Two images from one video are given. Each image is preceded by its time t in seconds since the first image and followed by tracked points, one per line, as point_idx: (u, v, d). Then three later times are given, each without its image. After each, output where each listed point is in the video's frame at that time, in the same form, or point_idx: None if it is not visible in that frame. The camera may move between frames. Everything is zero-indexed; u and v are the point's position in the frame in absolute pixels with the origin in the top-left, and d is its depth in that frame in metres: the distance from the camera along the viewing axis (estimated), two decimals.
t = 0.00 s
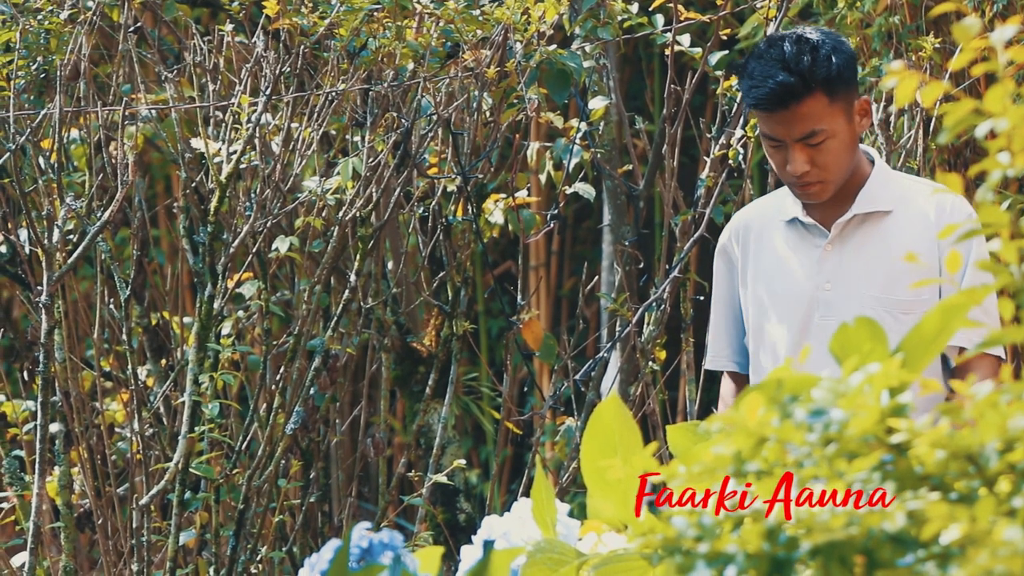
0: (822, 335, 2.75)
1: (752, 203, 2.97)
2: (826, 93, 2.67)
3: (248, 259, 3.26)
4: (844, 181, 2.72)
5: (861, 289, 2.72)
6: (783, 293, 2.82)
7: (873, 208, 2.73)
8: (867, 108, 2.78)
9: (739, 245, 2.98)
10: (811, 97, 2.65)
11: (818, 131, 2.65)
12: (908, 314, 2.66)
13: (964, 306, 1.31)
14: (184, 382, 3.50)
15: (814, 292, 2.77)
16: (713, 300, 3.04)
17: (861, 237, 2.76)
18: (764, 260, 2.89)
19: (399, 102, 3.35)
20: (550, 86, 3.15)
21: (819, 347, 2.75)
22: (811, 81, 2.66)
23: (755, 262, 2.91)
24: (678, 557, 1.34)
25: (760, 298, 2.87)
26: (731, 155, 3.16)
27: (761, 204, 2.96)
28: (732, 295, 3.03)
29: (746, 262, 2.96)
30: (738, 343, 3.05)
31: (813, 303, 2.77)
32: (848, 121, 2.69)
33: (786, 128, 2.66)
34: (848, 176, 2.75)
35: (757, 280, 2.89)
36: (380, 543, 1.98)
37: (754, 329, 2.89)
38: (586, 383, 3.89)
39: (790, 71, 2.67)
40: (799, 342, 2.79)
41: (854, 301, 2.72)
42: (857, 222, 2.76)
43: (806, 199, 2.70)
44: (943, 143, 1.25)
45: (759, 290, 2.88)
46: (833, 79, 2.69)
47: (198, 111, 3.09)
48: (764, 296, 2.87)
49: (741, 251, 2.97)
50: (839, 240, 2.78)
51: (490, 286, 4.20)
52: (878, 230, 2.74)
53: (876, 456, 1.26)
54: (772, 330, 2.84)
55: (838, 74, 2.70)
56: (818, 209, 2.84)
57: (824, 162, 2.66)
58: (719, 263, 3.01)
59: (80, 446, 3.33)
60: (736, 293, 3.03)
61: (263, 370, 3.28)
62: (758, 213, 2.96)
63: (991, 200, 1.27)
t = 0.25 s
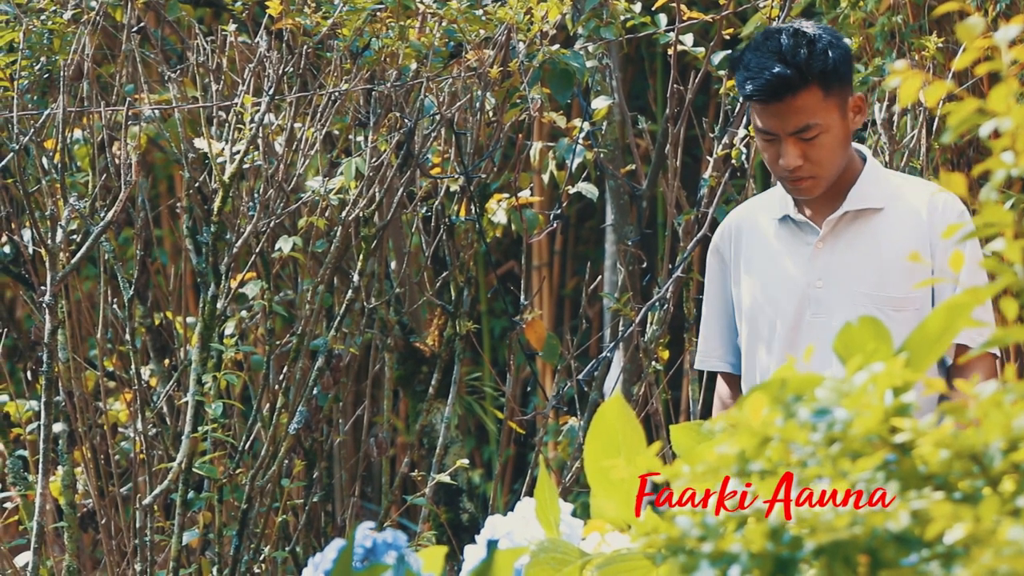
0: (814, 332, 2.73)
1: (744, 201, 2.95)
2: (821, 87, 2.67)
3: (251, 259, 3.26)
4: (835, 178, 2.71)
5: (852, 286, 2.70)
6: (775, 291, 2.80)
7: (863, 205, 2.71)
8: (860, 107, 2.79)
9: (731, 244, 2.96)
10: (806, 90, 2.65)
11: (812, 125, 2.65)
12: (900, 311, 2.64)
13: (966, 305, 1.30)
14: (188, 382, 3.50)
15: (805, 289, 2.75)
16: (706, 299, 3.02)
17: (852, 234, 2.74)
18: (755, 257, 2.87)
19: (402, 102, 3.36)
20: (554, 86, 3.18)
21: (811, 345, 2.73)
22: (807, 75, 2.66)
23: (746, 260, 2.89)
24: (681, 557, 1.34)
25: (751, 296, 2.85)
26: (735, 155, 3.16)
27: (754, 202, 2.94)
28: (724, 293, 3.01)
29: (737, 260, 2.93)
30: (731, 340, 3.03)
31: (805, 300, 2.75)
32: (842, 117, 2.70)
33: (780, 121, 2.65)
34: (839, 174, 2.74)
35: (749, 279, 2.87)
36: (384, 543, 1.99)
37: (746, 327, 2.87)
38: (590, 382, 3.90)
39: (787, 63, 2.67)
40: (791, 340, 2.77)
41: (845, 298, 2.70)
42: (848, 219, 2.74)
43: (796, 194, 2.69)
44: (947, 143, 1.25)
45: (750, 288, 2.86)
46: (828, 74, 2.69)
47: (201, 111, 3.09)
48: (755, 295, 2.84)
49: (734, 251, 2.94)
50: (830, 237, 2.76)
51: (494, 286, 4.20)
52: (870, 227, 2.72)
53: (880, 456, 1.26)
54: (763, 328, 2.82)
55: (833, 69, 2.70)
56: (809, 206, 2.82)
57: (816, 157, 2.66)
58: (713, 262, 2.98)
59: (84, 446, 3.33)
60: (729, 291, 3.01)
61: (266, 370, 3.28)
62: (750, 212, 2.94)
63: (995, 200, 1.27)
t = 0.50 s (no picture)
0: (806, 333, 2.73)
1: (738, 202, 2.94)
2: (814, 83, 2.68)
3: (257, 259, 3.27)
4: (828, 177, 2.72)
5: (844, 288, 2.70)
6: (766, 293, 2.79)
7: (856, 206, 2.71)
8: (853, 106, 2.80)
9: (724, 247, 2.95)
10: (799, 85, 2.67)
11: (804, 121, 2.66)
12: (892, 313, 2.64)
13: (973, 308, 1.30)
14: (193, 382, 3.50)
15: (797, 290, 2.75)
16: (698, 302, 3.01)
17: (845, 235, 2.73)
18: (747, 258, 2.86)
19: (409, 103, 3.36)
20: (560, 87, 3.15)
21: (803, 346, 2.73)
22: (801, 70, 2.68)
23: (739, 261, 2.88)
24: (687, 558, 1.34)
25: (743, 297, 2.84)
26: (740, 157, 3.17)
27: (746, 204, 2.93)
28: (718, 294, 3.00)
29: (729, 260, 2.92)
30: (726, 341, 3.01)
31: (796, 302, 2.74)
32: (835, 115, 2.71)
33: (773, 116, 2.67)
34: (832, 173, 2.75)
35: (741, 281, 2.86)
36: (388, 543, 2.01)
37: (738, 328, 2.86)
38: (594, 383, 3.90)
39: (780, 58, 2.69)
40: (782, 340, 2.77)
41: (837, 299, 2.70)
42: (841, 219, 2.73)
43: (789, 192, 2.70)
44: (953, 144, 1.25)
45: (742, 289, 2.85)
46: (821, 70, 2.71)
47: (208, 111, 3.09)
48: (746, 297, 2.83)
49: (727, 253, 2.93)
50: (823, 238, 2.75)
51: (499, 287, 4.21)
52: (862, 229, 2.72)
53: (886, 458, 1.26)
54: (755, 328, 2.81)
55: (827, 65, 2.72)
56: (801, 206, 2.81)
57: (809, 154, 2.66)
58: (706, 265, 2.97)
59: (89, 445, 3.33)
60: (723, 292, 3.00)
61: (272, 370, 3.29)
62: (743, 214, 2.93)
63: (1002, 202, 1.27)
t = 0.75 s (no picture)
0: (804, 336, 2.71)
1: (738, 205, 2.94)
2: (814, 80, 2.68)
3: (263, 258, 3.27)
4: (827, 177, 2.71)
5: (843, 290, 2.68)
6: (764, 295, 2.78)
7: (855, 208, 2.71)
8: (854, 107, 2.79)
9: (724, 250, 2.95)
10: (798, 81, 2.66)
11: (803, 118, 2.65)
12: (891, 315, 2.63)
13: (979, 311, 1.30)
14: (199, 381, 3.50)
15: (795, 292, 2.74)
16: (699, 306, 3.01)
17: (844, 238, 2.73)
18: (747, 260, 2.85)
19: (416, 103, 3.36)
20: (566, 88, 3.17)
21: (801, 348, 2.72)
22: (800, 65, 2.67)
23: (739, 263, 2.87)
24: (693, 559, 1.34)
25: (742, 299, 2.84)
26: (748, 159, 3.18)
27: (746, 207, 2.93)
28: (718, 296, 3.00)
29: (729, 262, 2.92)
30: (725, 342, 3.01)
31: (795, 304, 2.73)
32: (835, 113, 2.70)
33: (772, 112, 2.66)
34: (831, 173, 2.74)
35: (740, 283, 2.85)
36: (394, 543, 2.01)
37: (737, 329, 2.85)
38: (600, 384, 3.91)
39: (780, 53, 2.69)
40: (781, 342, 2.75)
41: (836, 301, 2.69)
42: (839, 222, 2.74)
43: (787, 190, 2.69)
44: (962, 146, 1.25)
45: (741, 292, 2.84)
46: (822, 67, 2.71)
47: (215, 110, 3.09)
48: (745, 300, 2.82)
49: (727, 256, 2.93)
50: (821, 240, 2.75)
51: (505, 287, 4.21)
52: (862, 232, 2.71)
53: (893, 460, 1.26)
54: (754, 330, 2.80)
55: (827, 63, 2.72)
56: (801, 209, 2.81)
57: (808, 152, 2.66)
58: (707, 268, 2.97)
59: (95, 443, 3.33)
60: (723, 294, 3.00)
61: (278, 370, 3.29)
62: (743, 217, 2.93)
63: (1010, 205, 1.27)
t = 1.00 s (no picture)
0: (799, 342, 2.68)
1: (738, 206, 2.91)
2: (814, 78, 2.67)
3: (272, 259, 3.28)
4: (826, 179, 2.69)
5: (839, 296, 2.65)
6: (761, 300, 2.75)
7: (855, 215, 2.68)
8: (855, 109, 2.77)
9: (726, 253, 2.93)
10: (798, 78, 2.65)
11: (802, 116, 2.64)
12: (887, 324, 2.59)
13: (991, 314, 1.31)
14: (207, 382, 3.51)
15: (791, 297, 2.70)
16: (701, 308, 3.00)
17: (843, 244, 2.69)
18: (745, 262, 2.82)
19: (424, 103, 3.37)
20: (576, 89, 3.15)
21: (795, 354, 2.68)
22: (800, 62, 2.66)
23: (738, 267, 2.84)
24: (702, 562, 1.35)
25: (739, 301, 2.81)
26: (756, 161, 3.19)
27: (745, 208, 2.90)
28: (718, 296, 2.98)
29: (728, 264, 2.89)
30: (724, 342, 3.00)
31: (790, 310, 2.70)
32: (835, 113, 2.68)
33: (771, 109, 2.65)
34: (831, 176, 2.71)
35: (738, 287, 2.82)
36: (404, 544, 2.02)
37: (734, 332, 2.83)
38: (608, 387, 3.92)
39: (780, 50, 2.68)
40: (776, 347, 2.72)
41: (832, 308, 2.65)
42: (838, 229, 2.70)
43: (786, 191, 2.66)
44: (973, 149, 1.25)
45: (738, 294, 2.81)
46: (822, 65, 2.69)
47: (224, 111, 3.09)
48: (742, 304, 2.79)
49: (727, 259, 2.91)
50: (818, 246, 2.72)
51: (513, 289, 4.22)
52: (861, 238, 2.68)
53: (902, 464, 1.26)
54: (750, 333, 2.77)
55: (828, 61, 2.70)
56: (800, 213, 2.78)
57: (808, 152, 2.63)
58: (709, 271, 2.95)
59: (103, 444, 3.33)
60: (723, 296, 2.98)
61: (285, 371, 3.30)
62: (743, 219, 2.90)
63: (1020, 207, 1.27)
